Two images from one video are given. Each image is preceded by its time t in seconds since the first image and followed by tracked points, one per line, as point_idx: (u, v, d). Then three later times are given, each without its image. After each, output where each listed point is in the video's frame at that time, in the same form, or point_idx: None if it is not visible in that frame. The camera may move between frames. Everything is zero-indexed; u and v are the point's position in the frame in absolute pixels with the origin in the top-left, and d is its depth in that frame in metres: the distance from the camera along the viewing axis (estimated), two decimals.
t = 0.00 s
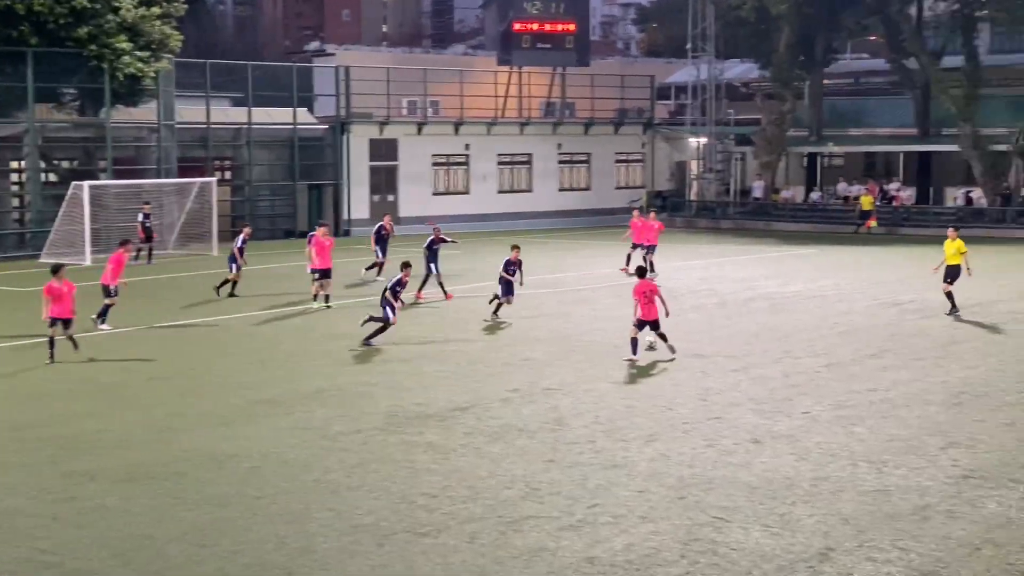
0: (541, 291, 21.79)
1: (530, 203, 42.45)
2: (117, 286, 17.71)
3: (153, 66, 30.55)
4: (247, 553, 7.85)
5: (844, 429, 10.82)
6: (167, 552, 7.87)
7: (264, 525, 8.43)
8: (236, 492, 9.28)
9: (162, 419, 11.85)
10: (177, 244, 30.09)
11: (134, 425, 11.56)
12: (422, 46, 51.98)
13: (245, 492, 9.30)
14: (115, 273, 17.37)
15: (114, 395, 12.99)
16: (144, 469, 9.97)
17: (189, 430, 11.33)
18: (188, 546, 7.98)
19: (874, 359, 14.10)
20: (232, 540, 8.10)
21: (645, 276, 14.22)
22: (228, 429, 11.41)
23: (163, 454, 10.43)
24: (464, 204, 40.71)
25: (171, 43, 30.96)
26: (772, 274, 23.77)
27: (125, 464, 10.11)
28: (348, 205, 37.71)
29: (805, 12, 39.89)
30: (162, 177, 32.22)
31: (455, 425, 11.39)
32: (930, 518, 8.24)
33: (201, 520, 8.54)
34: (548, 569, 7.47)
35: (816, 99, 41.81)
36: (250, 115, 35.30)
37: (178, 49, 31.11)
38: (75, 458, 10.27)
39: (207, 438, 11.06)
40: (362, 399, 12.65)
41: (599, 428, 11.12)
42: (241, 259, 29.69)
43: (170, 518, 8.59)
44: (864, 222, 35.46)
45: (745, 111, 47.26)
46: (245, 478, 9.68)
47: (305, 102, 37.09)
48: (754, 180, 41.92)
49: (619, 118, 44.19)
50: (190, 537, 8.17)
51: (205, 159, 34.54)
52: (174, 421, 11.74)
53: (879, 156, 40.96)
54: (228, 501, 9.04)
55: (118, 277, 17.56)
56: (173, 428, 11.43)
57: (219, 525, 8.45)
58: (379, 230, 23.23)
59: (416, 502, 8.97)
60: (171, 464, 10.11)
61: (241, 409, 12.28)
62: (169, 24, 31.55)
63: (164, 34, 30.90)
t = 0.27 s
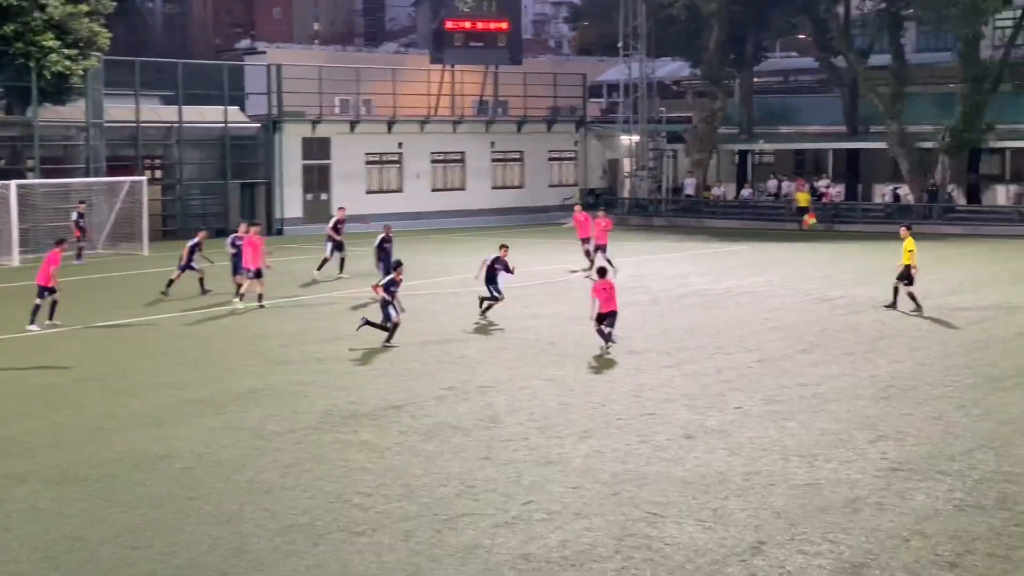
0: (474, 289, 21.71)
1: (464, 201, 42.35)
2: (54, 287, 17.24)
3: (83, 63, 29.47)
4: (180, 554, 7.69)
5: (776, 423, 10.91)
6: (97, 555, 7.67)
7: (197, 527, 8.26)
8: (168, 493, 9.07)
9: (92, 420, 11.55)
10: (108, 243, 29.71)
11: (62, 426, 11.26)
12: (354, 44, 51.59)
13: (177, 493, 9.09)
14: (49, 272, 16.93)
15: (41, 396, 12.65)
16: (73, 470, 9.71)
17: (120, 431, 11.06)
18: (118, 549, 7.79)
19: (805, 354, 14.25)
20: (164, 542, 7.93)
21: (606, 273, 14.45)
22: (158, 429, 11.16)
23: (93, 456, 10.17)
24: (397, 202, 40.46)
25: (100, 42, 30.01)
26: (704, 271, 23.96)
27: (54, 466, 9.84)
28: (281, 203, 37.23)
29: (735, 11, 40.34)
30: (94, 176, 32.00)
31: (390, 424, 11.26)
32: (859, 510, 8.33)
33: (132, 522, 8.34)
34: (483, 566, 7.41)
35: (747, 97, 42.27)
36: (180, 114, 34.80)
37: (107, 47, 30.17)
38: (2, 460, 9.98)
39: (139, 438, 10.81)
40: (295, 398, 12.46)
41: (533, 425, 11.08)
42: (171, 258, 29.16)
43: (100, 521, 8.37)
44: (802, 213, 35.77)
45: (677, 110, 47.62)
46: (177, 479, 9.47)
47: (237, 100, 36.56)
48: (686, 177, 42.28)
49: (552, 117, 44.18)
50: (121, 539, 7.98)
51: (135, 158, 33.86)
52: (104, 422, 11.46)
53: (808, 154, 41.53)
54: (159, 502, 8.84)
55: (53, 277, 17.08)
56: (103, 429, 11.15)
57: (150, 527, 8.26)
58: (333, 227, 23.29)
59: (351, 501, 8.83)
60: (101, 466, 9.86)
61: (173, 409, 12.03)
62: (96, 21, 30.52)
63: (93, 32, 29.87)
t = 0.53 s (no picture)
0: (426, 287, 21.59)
1: (415, 198, 42.13)
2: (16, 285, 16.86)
3: (28, 61, 28.60)
4: (130, 555, 7.54)
5: (727, 419, 10.94)
6: (45, 558, 7.49)
7: (146, 527, 8.10)
8: (117, 494, 8.89)
9: (39, 420, 11.30)
10: (54, 242, 29.24)
11: (8, 426, 11.00)
12: (304, 41, 51.18)
13: (126, 493, 8.92)
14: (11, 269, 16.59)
15: None
16: (19, 471, 9.49)
17: (67, 431, 10.82)
18: (66, 550, 7.63)
19: (756, 350, 14.32)
20: (113, 543, 7.77)
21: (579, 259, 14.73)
22: (108, 429, 10.93)
23: (39, 456, 9.94)
24: (348, 200, 40.16)
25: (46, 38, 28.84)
26: (656, 267, 24.04)
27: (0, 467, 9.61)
28: (230, 201, 36.77)
29: (685, 8, 40.57)
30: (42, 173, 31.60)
31: (342, 422, 11.12)
32: (810, 504, 8.36)
33: (80, 523, 8.17)
34: (435, 564, 7.33)
35: (697, 93, 42.49)
36: (128, 111, 34.38)
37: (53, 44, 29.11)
38: None
39: (87, 438, 10.59)
40: (246, 397, 12.27)
41: (485, 422, 11.00)
42: (118, 256, 28.69)
43: (48, 522, 8.19)
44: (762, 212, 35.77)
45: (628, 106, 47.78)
46: (127, 479, 9.29)
47: (185, 97, 36.11)
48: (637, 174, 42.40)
49: (503, 113, 43.97)
50: (69, 540, 7.81)
51: (82, 155, 33.36)
52: (51, 422, 11.21)
53: (758, 150, 41.82)
54: (108, 502, 8.66)
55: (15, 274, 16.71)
56: (51, 429, 10.91)
57: (99, 527, 8.10)
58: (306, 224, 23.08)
59: (303, 499, 8.70)
60: (48, 466, 9.64)
61: (122, 409, 11.80)
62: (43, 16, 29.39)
63: (38, 28, 28.76)
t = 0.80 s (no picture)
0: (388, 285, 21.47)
1: (377, 196, 41.88)
2: None
3: None
4: (90, 556, 7.41)
5: (689, 417, 10.94)
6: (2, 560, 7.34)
7: (106, 528, 7.96)
8: (76, 494, 8.73)
9: None
10: (12, 242, 29.07)
11: None
12: (265, 38, 50.81)
13: (86, 493, 8.76)
14: None
15: None
16: None
17: (25, 432, 10.61)
18: (24, 552, 7.48)
19: (718, 348, 14.35)
20: (72, 544, 7.63)
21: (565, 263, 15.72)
22: (66, 429, 10.74)
23: None
24: (309, 198, 39.87)
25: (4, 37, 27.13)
26: (617, 266, 24.06)
27: None
28: (191, 200, 36.38)
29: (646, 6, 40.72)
30: None
31: (304, 421, 11.00)
32: (772, 501, 8.36)
33: (38, 524, 8.01)
34: (398, 563, 7.25)
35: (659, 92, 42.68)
36: (87, 109, 33.82)
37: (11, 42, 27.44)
38: None
39: (46, 439, 10.40)
40: (206, 396, 12.11)
41: (448, 421, 10.94)
42: (75, 255, 28.27)
43: (6, 524, 8.03)
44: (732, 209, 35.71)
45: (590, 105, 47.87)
46: (86, 479, 9.13)
47: (145, 95, 35.68)
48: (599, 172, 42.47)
49: (465, 111, 43.78)
50: (27, 542, 7.67)
51: (40, 154, 32.86)
52: (9, 423, 10.98)
53: (720, 148, 42.02)
54: (67, 503, 8.50)
55: None
56: (8, 430, 10.70)
57: (58, 528, 7.95)
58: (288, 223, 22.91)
59: (264, 499, 8.59)
60: (5, 468, 9.45)
61: (81, 409, 11.59)
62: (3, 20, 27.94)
63: None
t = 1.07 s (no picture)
0: (356, 286, 21.39)
1: (345, 197, 41.73)
2: None
3: None
4: (57, 559, 7.32)
5: (657, 417, 10.97)
6: None
7: (73, 530, 7.88)
8: (42, 496, 8.62)
9: None
10: None
11: None
12: (232, 39, 50.45)
13: (53, 496, 8.66)
14: None
15: None
16: None
17: None
18: None
19: (685, 348, 14.40)
20: (38, 547, 7.54)
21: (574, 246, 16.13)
22: (32, 431, 10.61)
23: None
24: (277, 199, 39.67)
25: None
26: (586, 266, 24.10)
27: None
28: (158, 201, 36.08)
29: (615, 8, 40.88)
30: None
31: (272, 422, 10.92)
32: (739, 501, 8.39)
33: (4, 528, 7.91)
34: (367, 564, 7.21)
35: (627, 93, 42.85)
36: (53, 109, 33.44)
37: None
38: None
39: (10, 441, 10.26)
40: (174, 397, 12.00)
41: (417, 422, 10.90)
42: (40, 256, 27.95)
43: None
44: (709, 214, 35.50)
45: (558, 106, 47.95)
46: (53, 481, 9.01)
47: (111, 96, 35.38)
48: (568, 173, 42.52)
49: (433, 113, 43.77)
50: None
51: (5, 155, 32.43)
52: None
53: (688, 150, 42.22)
54: (33, 506, 8.39)
55: None
56: None
57: (23, 531, 7.84)
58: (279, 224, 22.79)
59: (232, 501, 8.52)
60: None
61: (46, 411, 11.45)
62: None
63: None
